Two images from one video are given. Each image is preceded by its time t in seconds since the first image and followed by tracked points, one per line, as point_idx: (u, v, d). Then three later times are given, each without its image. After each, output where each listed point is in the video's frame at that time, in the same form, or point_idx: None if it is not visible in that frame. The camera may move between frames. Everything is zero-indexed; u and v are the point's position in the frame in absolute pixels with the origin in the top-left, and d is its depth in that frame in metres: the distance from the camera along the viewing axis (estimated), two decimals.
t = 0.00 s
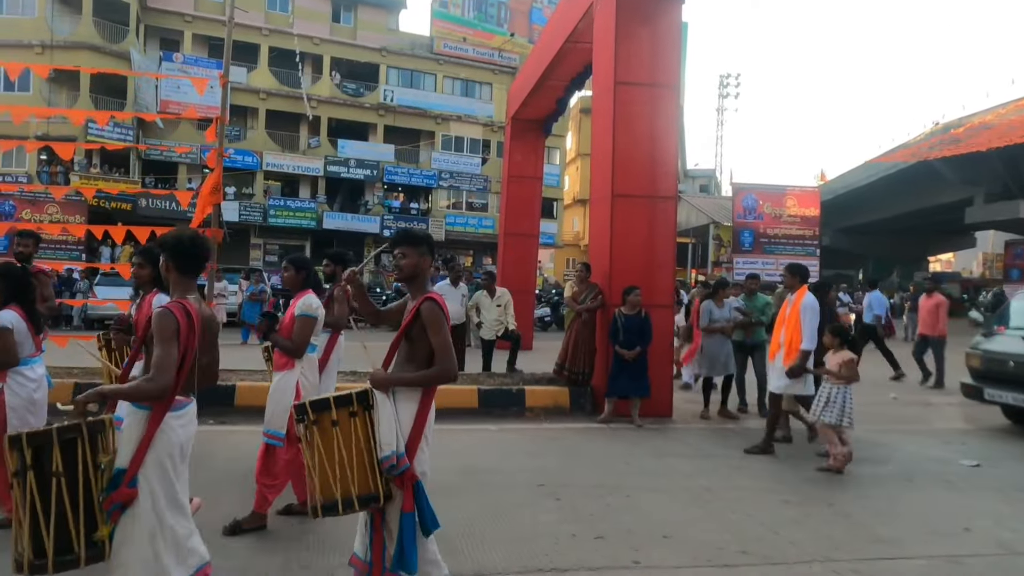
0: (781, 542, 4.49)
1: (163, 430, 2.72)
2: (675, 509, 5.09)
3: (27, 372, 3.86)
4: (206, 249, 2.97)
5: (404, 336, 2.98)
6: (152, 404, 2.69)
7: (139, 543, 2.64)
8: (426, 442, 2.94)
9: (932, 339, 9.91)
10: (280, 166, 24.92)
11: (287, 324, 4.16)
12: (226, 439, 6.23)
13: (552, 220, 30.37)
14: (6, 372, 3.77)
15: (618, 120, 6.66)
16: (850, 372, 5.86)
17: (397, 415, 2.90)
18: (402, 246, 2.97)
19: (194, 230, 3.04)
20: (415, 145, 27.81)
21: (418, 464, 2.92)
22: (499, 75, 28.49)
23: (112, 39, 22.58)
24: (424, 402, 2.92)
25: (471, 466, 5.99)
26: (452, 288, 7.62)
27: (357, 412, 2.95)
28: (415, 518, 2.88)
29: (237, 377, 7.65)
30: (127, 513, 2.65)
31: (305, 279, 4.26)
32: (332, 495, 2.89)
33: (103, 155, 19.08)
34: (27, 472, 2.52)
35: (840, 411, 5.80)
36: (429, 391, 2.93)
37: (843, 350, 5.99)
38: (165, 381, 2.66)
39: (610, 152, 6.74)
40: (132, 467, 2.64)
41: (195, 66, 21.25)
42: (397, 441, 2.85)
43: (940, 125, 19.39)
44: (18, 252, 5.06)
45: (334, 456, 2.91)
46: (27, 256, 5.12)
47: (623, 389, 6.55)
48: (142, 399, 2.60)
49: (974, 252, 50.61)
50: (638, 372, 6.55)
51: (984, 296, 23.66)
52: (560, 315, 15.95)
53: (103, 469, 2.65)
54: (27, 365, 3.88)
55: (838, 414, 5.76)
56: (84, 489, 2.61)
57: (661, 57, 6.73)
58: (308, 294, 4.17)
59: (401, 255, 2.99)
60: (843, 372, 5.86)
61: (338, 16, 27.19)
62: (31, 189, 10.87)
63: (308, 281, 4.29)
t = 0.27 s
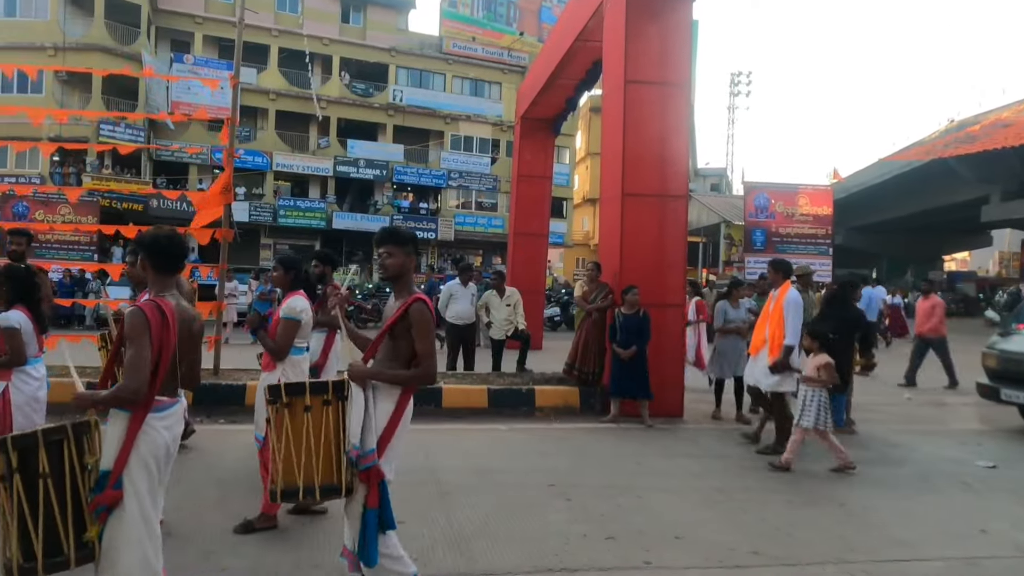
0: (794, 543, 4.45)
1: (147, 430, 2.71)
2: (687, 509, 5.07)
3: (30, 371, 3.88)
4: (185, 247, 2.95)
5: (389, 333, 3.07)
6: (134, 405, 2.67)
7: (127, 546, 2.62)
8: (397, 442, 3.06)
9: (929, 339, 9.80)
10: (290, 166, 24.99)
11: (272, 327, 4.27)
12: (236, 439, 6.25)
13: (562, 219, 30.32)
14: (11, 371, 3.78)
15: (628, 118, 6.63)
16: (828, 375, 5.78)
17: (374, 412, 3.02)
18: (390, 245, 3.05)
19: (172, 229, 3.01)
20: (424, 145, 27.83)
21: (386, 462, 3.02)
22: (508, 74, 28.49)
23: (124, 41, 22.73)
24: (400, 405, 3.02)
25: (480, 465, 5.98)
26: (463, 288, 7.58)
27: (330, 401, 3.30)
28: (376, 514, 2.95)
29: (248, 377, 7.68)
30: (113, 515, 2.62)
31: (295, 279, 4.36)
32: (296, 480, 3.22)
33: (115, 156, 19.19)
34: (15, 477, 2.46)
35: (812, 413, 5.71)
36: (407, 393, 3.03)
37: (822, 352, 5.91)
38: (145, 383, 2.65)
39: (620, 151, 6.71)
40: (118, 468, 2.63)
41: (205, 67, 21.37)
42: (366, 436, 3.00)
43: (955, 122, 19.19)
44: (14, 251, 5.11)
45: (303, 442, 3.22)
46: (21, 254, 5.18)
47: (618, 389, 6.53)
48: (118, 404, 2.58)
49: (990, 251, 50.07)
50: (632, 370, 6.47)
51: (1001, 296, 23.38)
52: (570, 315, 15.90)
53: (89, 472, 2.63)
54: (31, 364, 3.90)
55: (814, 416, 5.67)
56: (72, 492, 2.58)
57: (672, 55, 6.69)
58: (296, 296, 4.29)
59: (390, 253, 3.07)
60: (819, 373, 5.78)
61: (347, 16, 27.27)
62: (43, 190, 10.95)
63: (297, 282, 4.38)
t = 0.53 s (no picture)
0: (829, 548, 4.34)
1: (148, 430, 2.72)
2: (716, 512, 4.97)
3: (48, 366, 3.98)
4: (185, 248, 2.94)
5: (386, 332, 2.99)
6: (138, 402, 2.70)
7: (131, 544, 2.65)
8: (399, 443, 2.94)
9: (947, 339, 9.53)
10: (315, 167, 25.22)
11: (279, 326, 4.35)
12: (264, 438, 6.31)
13: (587, 218, 30.18)
14: (29, 365, 3.91)
15: (655, 115, 6.55)
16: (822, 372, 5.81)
17: (371, 410, 2.90)
18: (391, 242, 3.00)
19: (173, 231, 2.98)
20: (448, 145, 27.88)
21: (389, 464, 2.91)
22: (532, 73, 28.44)
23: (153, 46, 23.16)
24: (400, 404, 2.91)
25: (506, 466, 5.95)
26: (488, 288, 7.59)
27: (332, 403, 3.11)
28: (375, 515, 2.82)
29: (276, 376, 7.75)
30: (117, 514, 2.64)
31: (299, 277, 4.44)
32: (298, 486, 3.07)
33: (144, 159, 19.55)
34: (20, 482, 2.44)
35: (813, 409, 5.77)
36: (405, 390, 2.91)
37: (816, 348, 5.93)
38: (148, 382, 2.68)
39: (647, 149, 6.63)
40: (121, 468, 2.65)
41: (232, 70, 21.68)
42: (369, 439, 2.86)
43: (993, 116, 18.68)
44: (15, 252, 5.17)
45: (306, 445, 3.06)
46: (24, 257, 5.21)
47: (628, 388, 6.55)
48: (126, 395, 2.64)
49: None
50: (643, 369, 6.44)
51: None
52: (595, 314, 15.81)
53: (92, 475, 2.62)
54: (50, 360, 4.01)
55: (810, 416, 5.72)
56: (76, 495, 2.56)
57: (699, 50, 6.59)
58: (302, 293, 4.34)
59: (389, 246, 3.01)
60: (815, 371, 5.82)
61: (371, 18, 27.47)
62: (76, 194, 11.19)
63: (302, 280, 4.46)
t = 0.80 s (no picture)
0: (879, 557, 4.19)
1: (159, 423, 2.92)
2: (759, 518, 4.85)
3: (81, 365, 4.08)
4: (205, 252, 3.18)
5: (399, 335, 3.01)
6: (149, 398, 2.88)
7: (123, 529, 2.82)
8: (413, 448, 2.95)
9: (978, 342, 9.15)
10: (349, 169, 25.52)
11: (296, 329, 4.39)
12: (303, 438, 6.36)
13: (621, 217, 29.94)
14: (64, 363, 4.03)
15: (693, 113, 6.43)
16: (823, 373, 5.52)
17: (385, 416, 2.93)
18: (404, 244, 2.95)
19: (195, 237, 3.25)
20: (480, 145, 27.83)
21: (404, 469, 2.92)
22: (565, 72, 28.31)
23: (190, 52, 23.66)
24: (414, 406, 2.94)
25: (542, 467, 5.90)
26: (523, 289, 7.63)
27: (343, 413, 3.05)
28: (398, 526, 2.87)
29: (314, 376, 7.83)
30: (114, 499, 2.82)
31: (315, 281, 4.49)
32: (313, 496, 2.97)
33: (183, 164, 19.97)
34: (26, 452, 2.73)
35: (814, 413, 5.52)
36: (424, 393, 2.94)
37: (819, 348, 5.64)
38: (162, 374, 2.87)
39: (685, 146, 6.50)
40: (126, 456, 2.83)
41: (267, 75, 22.03)
42: (380, 446, 2.88)
43: None
44: (39, 255, 5.29)
45: (319, 455, 2.99)
46: (49, 258, 5.35)
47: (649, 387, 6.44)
48: (154, 390, 2.83)
49: None
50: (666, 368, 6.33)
51: None
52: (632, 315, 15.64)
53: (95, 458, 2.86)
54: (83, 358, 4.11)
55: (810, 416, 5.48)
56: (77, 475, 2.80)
57: (739, 45, 6.45)
58: (319, 297, 4.44)
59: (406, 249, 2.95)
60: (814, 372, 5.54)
61: (403, 20, 27.65)
62: (119, 198, 11.46)
63: (320, 283, 4.51)
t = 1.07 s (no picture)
0: (929, 566, 4.04)
1: (177, 418, 2.92)
2: (801, 524, 4.72)
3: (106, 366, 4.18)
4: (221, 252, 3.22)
5: (409, 335, 3.00)
6: (167, 393, 2.89)
7: (138, 525, 2.81)
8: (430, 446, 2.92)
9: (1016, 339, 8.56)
10: (378, 171, 25.74)
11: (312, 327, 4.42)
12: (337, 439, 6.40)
13: (654, 217, 29.74)
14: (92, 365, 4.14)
15: (729, 109, 6.34)
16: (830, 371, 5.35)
17: (403, 417, 2.91)
18: (413, 242, 2.98)
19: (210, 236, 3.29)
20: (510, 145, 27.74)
21: (423, 468, 2.88)
22: (596, 71, 28.18)
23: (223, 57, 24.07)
24: (428, 405, 2.92)
25: (575, 469, 5.85)
26: (554, 289, 7.56)
27: (360, 415, 2.90)
28: (422, 525, 2.84)
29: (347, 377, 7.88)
30: (130, 494, 2.83)
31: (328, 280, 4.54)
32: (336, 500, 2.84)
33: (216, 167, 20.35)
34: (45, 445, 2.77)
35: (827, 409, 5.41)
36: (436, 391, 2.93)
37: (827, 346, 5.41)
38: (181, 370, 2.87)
39: (721, 144, 6.41)
40: (143, 451, 2.83)
41: (297, 79, 22.31)
42: (400, 448, 2.84)
43: None
44: (72, 256, 5.44)
45: (339, 461, 2.86)
46: (81, 260, 5.49)
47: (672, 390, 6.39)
48: (166, 382, 2.83)
49: None
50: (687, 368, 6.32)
51: None
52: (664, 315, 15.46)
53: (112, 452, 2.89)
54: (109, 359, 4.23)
55: (810, 413, 5.40)
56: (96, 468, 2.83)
57: (777, 40, 6.31)
58: (333, 295, 4.47)
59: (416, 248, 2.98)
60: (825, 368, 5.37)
61: (432, 21, 27.77)
62: (157, 200, 11.69)
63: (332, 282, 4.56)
